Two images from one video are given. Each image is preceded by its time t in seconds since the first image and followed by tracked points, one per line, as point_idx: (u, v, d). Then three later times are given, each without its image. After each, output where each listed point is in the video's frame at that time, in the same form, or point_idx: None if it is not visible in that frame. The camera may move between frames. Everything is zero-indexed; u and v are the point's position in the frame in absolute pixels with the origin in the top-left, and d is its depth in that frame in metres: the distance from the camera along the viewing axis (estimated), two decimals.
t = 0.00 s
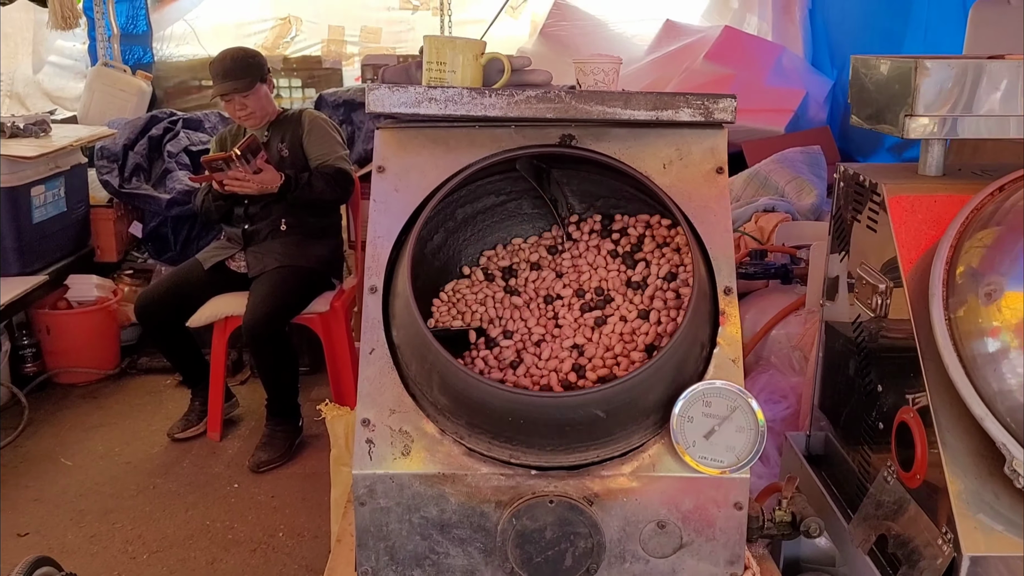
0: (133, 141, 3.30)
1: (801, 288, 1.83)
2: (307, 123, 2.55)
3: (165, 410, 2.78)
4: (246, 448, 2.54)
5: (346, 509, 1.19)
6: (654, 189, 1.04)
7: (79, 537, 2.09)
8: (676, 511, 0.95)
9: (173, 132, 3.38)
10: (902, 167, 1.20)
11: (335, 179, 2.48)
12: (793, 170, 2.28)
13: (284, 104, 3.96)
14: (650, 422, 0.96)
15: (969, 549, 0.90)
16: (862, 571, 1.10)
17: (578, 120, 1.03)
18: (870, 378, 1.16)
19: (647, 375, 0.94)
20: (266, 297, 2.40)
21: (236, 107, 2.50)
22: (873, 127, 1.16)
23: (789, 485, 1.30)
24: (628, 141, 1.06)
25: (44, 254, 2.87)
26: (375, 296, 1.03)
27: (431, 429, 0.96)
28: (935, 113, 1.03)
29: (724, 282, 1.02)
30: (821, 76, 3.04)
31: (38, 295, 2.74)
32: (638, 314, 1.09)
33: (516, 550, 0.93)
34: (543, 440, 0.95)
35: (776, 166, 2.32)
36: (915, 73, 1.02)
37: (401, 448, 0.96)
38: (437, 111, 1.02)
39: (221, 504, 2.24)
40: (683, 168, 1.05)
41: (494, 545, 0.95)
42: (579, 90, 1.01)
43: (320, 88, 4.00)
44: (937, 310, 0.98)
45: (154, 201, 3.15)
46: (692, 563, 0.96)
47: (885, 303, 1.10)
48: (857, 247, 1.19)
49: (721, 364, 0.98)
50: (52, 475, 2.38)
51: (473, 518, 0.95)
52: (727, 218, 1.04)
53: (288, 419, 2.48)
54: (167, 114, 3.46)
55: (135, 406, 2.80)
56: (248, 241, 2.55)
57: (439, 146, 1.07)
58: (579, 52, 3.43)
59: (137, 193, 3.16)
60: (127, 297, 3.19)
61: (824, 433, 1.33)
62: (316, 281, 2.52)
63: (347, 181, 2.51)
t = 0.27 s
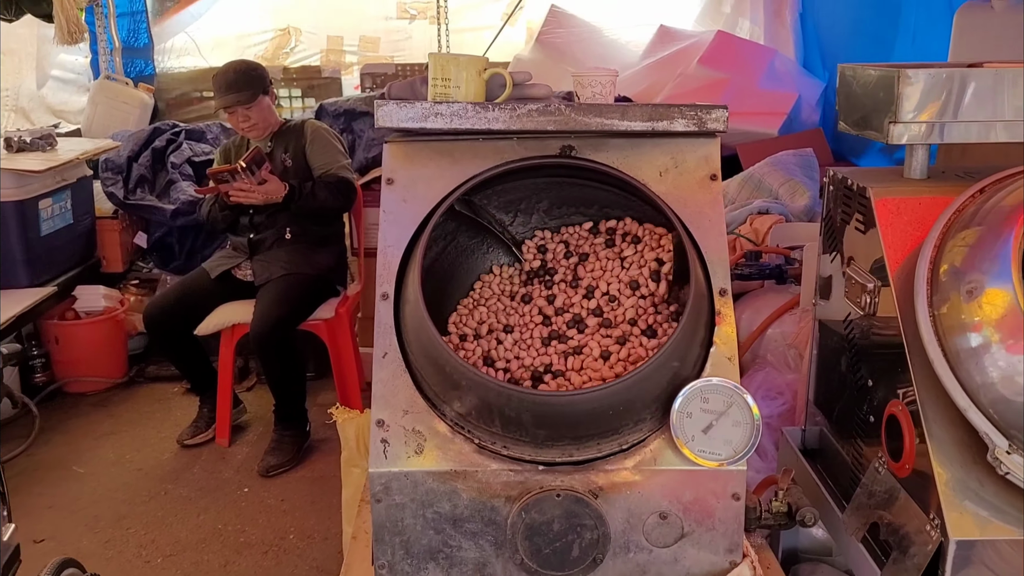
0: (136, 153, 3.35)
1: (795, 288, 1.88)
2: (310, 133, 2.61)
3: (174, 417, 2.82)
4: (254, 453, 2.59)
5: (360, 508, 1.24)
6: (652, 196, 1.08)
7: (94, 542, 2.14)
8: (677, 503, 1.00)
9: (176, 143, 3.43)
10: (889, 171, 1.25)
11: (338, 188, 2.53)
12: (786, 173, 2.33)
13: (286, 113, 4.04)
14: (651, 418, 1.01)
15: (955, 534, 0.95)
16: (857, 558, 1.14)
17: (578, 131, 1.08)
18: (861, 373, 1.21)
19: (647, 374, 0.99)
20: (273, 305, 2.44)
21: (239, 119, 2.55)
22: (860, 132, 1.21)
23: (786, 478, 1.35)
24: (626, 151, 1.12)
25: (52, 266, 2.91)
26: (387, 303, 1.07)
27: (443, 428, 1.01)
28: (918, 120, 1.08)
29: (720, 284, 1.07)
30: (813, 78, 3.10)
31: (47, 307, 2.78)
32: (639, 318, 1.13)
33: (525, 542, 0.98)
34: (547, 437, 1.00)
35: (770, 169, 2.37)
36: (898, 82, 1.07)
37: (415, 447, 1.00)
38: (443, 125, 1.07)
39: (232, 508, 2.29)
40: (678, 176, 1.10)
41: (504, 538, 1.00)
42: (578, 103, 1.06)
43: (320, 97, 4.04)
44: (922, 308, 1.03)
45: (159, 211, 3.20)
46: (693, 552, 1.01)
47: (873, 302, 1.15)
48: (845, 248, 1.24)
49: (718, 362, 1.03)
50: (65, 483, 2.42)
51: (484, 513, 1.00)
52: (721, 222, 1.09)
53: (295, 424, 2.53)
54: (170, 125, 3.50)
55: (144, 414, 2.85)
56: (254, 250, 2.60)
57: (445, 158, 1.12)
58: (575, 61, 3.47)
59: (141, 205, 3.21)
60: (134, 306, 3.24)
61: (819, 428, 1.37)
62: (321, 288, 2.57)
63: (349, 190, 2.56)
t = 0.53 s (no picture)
0: (140, 164, 3.41)
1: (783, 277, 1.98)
2: (311, 141, 2.69)
3: (186, 420, 2.90)
4: (266, 452, 2.67)
5: (379, 491, 1.32)
6: (644, 192, 1.17)
7: (115, 540, 2.21)
8: (675, 473, 1.08)
9: (178, 153, 3.46)
10: (865, 163, 1.34)
11: (340, 193, 2.61)
12: (773, 167, 2.43)
13: (285, 121, 4.13)
14: (649, 396, 1.09)
15: (930, 493, 1.03)
16: (844, 523, 1.22)
17: (573, 133, 1.17)
18: (842, 352, 1.30)
19: (643, 355, 1.08)
20: (280, 308, 2.53)
21: (242, 129, 2.63)
22: (837, 128, 1.30)
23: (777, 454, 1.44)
24: (619, 150, 1.20)
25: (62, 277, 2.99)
26: (401, 296, 1.16)
27: (457, 410, 1.10)
28: (888, 114, 1.16)
29: (709, 271, 1.15)
30: (797, 75, 3.20)
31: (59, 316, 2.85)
32: (638, 304, 1.20)
33: (536, 513, 1.06)
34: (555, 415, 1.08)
35: (757, 164, 2.46)
36: (868, 80, 1.15)
37: (431, 428, 1.09)
38: (449, 130, 1.15)
39: (247, 504, 2.36)
40: (668, 172, 1.19)
41: (516, 509, 1.08)
42: (573, 107, 1.14)
43: (318, 105, 4.15)
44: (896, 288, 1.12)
45: (164, 221, 3.27)
46: (690, 519, 1.09)
47: (852, 284, 1.23)
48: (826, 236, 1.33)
49: (709, 342, 1.12)
50: (83, 485, 2.50)
51: (497, 487, 1.08)
52: (709, 214, 1.17)
53: (305, 423, 2.61)
54: (171, 136, 3.56)
55: (156, 418, 2.93)
56: (260, 255, 2.68)
57: (451, 161, 1.20)
58: (565, 62, 3.58)
59: (146, 215, 3.28)
60: (142, 314, 3.32)
61: (807, 406, 1.46)
62: (326, 290, 2.65)
63: (350, 195, 2.65)
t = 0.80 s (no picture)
0: (148, 170, 3.51)
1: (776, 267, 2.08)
2: (318, 145, 2.78)
3: (200, 417, 2.99)
4: (280, 446, 2.75)
5: (402, 470, 1.41)
6: (647, 186, 1.26)
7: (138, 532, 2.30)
8: (680, 444, 1.17)
9: (185, 159, 3.56)
10: (850, 156, 1.43)
11: (347, 195, 2.70)
12: (765, 163, 2.53)
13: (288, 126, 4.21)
14: (654, 373, 1.19)
15: (913, 457, 1.13)
16: (836, 490, 1.32)
17: (580, 133, 1.26)
18: (831, 332, 1.39)
19: (647, 337, 1.18)
20: (292, 306, 2.62)
21: (251, 134, 2.71)
22: (823, 124, 1.39)
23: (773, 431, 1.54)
24: (622, 148, 1.29)
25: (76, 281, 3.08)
26: (424, 286, 1.24)
27: (479, 390, 1.19)
28: (870, 111, 1.25)
29: (708, 258, 1.24)
30: (787, 73, 3.29)
31: (74, 319, 2.93)
32: (644, 286, 1.28)
33: (553, 483, 1.15)
34: (568, 392, 1.18)
35: (749, 160, 2.56)
36: (852, 80, 1.25)
37: (455, 407, 1.18)
38: (464, 132, 1.24)
39: (264, 496, 2.45)
40: (668, 167, 1.28)
41: (534, 480, 1.17)
42: (579, 108, 1.23)
43: (320, 109, 4.23)
44: (880, 270, 1.21)
45: (173, 225, 3.36)
46: (694, 486, 1.19)
47: (839, 269, 1.33)
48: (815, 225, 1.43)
49: (709, 324, 1.21)
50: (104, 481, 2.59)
51: (516, 459, 1.17)
52: (706, 206, 1.26)
53: (317, 417, 2.69)
54: (178, 142, 3.65)
55: (171, 415, 3.02)
56: (271, 256, 2.78)
57: (466, 160, 1.28)
58: (563, 64, 3.66)
59: (155, 220, 3.37)
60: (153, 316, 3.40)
61: (800, 386, 1.56)
62: (335, 289, 2.74)
63: (357, 196, 2.73)
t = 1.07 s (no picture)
0: (157, 171, 3.58)
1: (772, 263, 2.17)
2: (326, 147, 2.85)
3: (211, 411, 3.07)
4: (290, 438, 2.83)
5: (423, 454, 1.50)
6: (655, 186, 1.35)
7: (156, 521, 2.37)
8: (687, 426, 1.26)
9: (192, 160, 3.66)
10: (844, 157, 1.52)
11: (355, 195, 2.78)
12: (761, 163, 2.62)
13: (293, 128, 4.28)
14: (663, 360, 1.28)
15: (904, 437, 1.22)
16: (832, 471, 1.41)
17: (592, 136, 1.34)
18: (827, 322, 1.47)
19: (656, 326, 1.26)
20: (303, 302, 2.69)
21: (261, 136, 2.78)
22: (819, 127, 1.48)
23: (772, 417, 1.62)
24: (631, 150, 1.38)
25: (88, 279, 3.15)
26: (447, 280, 1.33)
27: (500, 376, 1.27)
28: (864, 116, 1.34)
29: (713, 252, 1.33)
30: (780, 76, 3.39)
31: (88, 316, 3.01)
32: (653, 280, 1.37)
33: (569, 463, 1.24)
34: (581, 378, 1.27)
35: (746, 161, 2.65)
36: (846, 86, 1.34)
37: (477, 392, 1.26)
38: (485, 135, 1.33)
39: (277, 486, 2.53)
40: (674, 168, 1.36)
41: (551, 460, 1.26)
42: (592, 113, 1.32)
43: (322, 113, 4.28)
44: (873, 264, 1.30)
45: (182, 224, 3.42)
46: (701, 466, 1.27)
47: (835, 263, 1.41)
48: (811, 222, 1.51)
49: (714, 314, 1.30)
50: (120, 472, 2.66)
51: (535, 441, 1.25)
52: (711, 204, 1.35)
53: (327, 410, 2.77)
54: (186, 143, 3.75)
55: (182, 409, 3.09)
56: (281, 254, 2.86)
57: (486, 162, 1.37)
58: (563, 67, 3.75)
59: (165, 219, 3.43)
60: (163, 313, 3.48)
61: (797, 374, 1.64)
62: (344, 285, 2.82)
63: (365, 196, 2.81)
